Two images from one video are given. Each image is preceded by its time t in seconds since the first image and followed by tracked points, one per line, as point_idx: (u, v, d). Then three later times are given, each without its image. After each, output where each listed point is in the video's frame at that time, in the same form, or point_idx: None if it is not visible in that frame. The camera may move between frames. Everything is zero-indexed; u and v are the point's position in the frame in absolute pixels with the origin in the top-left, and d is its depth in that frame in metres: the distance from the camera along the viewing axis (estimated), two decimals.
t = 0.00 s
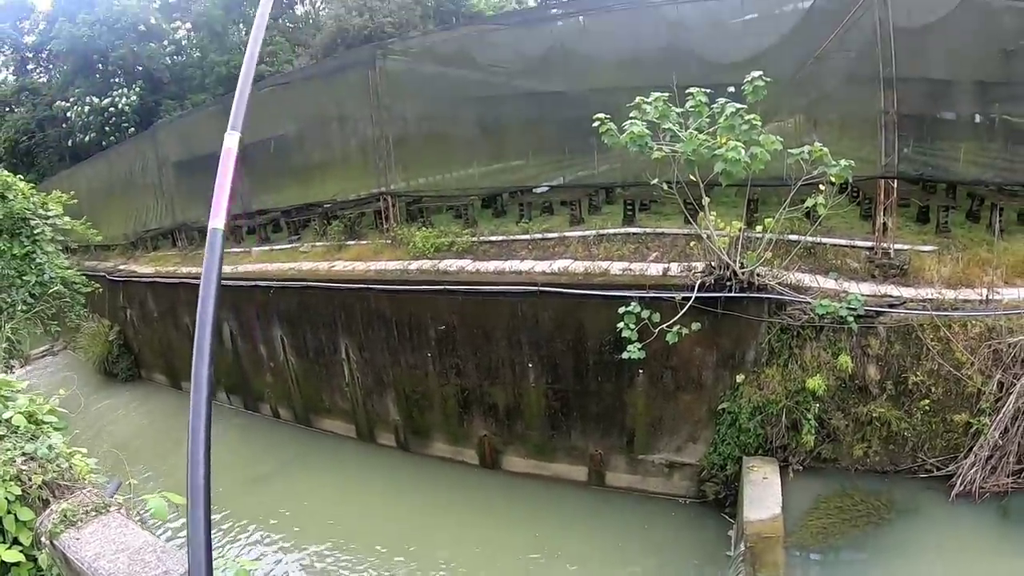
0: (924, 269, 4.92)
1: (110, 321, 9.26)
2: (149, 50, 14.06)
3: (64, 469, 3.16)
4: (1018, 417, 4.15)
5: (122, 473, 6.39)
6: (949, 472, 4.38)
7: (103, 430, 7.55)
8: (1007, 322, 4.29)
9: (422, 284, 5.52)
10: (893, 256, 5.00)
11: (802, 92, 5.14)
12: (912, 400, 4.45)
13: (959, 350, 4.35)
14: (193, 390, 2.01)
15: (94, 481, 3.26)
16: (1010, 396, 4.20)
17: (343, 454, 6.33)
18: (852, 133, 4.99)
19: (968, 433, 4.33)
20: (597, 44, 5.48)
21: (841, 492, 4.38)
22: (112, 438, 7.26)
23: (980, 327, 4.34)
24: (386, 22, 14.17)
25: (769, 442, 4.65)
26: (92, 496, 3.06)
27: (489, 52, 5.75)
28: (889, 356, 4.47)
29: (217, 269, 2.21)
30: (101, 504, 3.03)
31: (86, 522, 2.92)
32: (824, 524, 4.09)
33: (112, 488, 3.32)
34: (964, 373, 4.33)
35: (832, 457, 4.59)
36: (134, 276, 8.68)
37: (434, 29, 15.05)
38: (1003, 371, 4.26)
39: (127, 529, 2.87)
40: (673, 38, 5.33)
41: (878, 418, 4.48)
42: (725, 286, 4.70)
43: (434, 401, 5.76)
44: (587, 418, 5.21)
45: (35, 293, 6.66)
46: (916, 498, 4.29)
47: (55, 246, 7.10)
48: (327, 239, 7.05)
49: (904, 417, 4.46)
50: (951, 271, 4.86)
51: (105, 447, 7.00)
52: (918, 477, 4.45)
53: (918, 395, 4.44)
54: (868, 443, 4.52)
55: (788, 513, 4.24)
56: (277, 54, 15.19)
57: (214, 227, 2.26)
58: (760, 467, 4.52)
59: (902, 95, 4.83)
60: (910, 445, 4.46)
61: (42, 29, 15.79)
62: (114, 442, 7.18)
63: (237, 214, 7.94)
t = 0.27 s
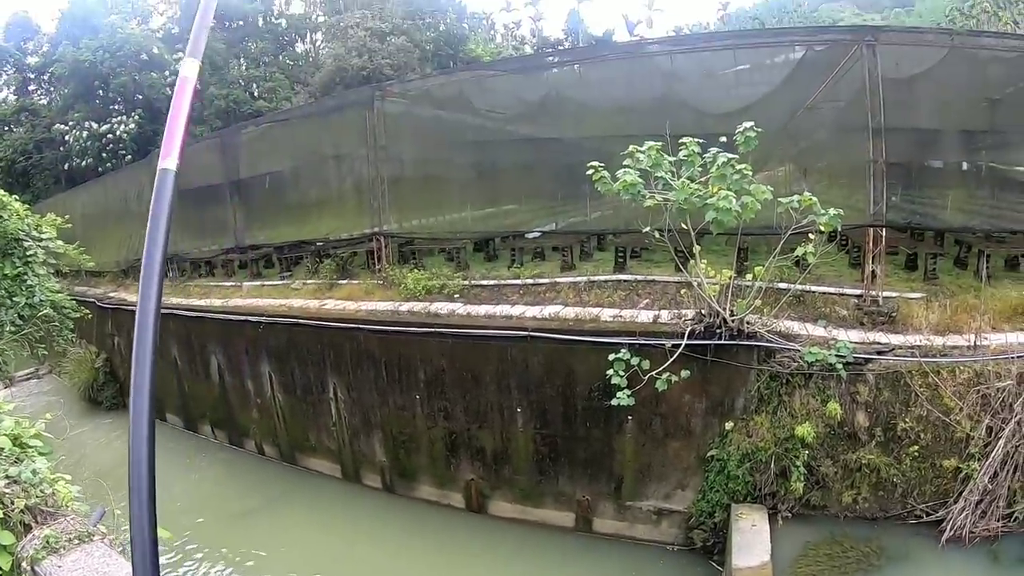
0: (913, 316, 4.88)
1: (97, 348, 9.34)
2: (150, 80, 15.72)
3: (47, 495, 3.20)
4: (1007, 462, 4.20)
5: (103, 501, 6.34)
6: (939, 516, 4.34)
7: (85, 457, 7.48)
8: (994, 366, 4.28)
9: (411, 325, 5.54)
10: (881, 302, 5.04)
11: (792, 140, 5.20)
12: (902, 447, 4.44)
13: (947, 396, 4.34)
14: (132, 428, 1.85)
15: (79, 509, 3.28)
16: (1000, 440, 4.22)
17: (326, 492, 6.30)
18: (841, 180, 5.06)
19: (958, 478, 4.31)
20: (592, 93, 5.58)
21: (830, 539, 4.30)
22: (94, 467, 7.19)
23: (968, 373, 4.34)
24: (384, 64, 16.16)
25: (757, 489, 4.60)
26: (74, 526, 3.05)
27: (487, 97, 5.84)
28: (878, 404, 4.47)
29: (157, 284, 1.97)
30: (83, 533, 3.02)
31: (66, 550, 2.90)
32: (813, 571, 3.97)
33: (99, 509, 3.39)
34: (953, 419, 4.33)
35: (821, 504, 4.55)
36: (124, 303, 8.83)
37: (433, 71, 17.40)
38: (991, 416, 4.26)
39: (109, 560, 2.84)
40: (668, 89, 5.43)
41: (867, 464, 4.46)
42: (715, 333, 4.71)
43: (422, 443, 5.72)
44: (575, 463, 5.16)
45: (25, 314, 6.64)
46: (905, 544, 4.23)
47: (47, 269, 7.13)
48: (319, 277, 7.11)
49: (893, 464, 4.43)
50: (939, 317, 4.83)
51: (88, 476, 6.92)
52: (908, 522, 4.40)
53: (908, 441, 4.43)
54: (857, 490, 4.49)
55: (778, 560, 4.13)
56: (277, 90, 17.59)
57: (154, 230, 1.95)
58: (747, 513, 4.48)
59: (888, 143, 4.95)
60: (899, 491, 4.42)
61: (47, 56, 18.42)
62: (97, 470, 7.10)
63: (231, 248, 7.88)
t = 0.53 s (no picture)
0: (896, 338, 4.93)
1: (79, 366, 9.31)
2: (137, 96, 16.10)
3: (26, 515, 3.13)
4: (991, 479, 4.28)
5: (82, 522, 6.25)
6: (924, 536, 4.40)
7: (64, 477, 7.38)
8: (977, 387, 4.33)
9: (395, 348, 5.51)
10: (864, 324, 5.08)
11: (775, 164, 5.27)
12: (886, 467, 4.46)
13: (931, 416, 4.37)
14: (65, 380, 1.59)
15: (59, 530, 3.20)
16: (983, 459, 4.28)
17: (302, 517, 6.21)
18: (823, 205, 5.13)
19: (943, 497, 4.36)
20: (577, 117, 5.63)
21: (816, 560, 4.34)
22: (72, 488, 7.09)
23: (952, 393, 4.37)
24: (371, 86, 16.30)
25: (742, 512, 4.59)
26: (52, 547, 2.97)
27: (473, 120, 5.88)
28: (862, 425, 4.47)
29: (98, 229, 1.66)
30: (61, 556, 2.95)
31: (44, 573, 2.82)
32: None
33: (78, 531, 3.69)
34: (937, 439, 4.36)
35: (806, 526, 4.55)
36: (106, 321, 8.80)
37: (419, 94, 17.86)
38: (975, 435, 4.30)
39: None
40: (652, 114, 5.49)
41: (852, 486, 4.47)
42: (699, 356, 4.72)
43: (405, 466, 5.68)
44: (559, 486, 5.15)
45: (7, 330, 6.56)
46: (891, 564, 4.31)
47: (30, 286, 7.06)
48: (303, 298, 7.10)
49: (878, 485, 4.46)
50: (922, 339, 4.90)
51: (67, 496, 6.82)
52: (894, 543, 4.45)
53: (892, 462, 4.44)
54: (842, 511, 4.50)
55: None
56: (264, 110, 17.58)
57: (95, 169, 1.63)
58: (733, 536, 4.46)
59: (870, 168, 5.04)
60: (885, 511, 4.46)
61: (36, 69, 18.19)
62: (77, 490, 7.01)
63: (216, 267, 7.87)
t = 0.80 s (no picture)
0: (873, 342, 4.98)
1: (56, 373, 9.20)
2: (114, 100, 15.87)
3: None
4: (969, 480, 4.34)
5: (58, 531, 6.16)
6: (903, 538, 4.42)
7: (39, 485, 7.27)
8: (954, 389, 4.39)
9: (373, 355, 5.49)
10: (842, 329, 5.14)
11: (753, 170, 5.32)
12: (865, 470, 4.49)
13: (909, 419, 4.42)
14: None
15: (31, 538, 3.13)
16: (961, 460, 4.34)
17: (279, 527, 6.12)
18: (801, 210, 5.17)
19: (922, 499, 4.39)
20: (556, 123, 5.65)
21: (795, 561, 4.40)
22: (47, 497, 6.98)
23: (929, 396, 4.42)
24: (350, 91, 16.28)
25: (722, 516, 4.58)
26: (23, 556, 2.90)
27: (452, 126, 5.88)
28: (840, 428, 4.51)
29: None
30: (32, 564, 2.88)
31: None
32: None
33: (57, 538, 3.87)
34: (915, 441, 4.41)
35: (786, 528, 4.56)
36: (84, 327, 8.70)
37: (400, 100, 17.60)
38: (953, 437, 4.37)
39: None
40: (630, 120, 5.52)
41: (831, 488, 4.48)
42: (678, 361, 4.75)
43: (385, 473, 5.65)
44: (538, 491, 5.14)
45: None
46: (870, 565, 4.34)
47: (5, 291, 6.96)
48: (282, 305, 7.06)
49: (857, 487, 4.48)
50: (898, 343, 4.94)
51: (45, 504, 6.72)
52: (874, 544, 4.47)
53: (870, 464, 4.48)
54: (822, 513, 4.51)
55: None
56: (242, 115, 17.67)
57: None
58: (713, 540, 4.47)
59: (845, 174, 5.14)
60: (864, 513, 4.47)
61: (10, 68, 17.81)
62: (54, 498, 6.91)
63: (194, 273, 7.80)
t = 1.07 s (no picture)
0: (835, 337, 5.10)
1: (16, 379, 8.99)
2: (75, 99, 15.50)
3: None
4: (932, 470, 4.49)
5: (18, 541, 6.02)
6: (869, 529, 4.53)
7: None
8: (915, 382, 4.52)
9: (337, 357, 5.45)
10: (804, 325, 5.19)
11: (716, 169, 5.38)
12: (829, 463, 4.56)
13: (872, 412, 4.52)
14: None
15: None
16: (923, 452, 4.48)
17: (245, 535, 6.00)
18: (763, 208, 5.25)
19: (886, 490, 4.50)
20: (520, 122, 5.66)
21: (763, 557, 4.43)
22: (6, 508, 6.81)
23: (891, 389, 4.54)
24: (315, 90, 16.09)
25: (689, 511, 4.63)
26: None
27: (416, 125, 5.86)
28: (804, 423, 4.59)
29: None
30: None
31: None
32: None
33: (19, 550, 3.93)
34: (878, 434, 4.51)
35: (752, 522, 4.64)
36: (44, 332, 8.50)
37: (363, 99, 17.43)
38: (915, 430, 4.49)
39: None
40: (594, 119, 5.55)
41: (796, 482, 4.56)
42: (642, 360, 4.77)
43: (352, 475, 5.61)
44: (506, 491, 5.14)
45: None
46: (837, 557, 4.40)
47: None
48: (244, 307, 6.93)
49: (821, 480, 4.56)
50: (862, 338, 5.06)
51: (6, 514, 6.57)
52: (840, 536, 4.56)
53: (835, 457, 4.56)
54: (788, 506, 4.59)
55: None
56: (206, 114, 17.44)
57: None
58: (680, 535, 4.48)
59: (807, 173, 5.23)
60: (829, 506, 4.56)
61: None
62: (15, 508, 6.75)
63: (156, 275, 7.65)
